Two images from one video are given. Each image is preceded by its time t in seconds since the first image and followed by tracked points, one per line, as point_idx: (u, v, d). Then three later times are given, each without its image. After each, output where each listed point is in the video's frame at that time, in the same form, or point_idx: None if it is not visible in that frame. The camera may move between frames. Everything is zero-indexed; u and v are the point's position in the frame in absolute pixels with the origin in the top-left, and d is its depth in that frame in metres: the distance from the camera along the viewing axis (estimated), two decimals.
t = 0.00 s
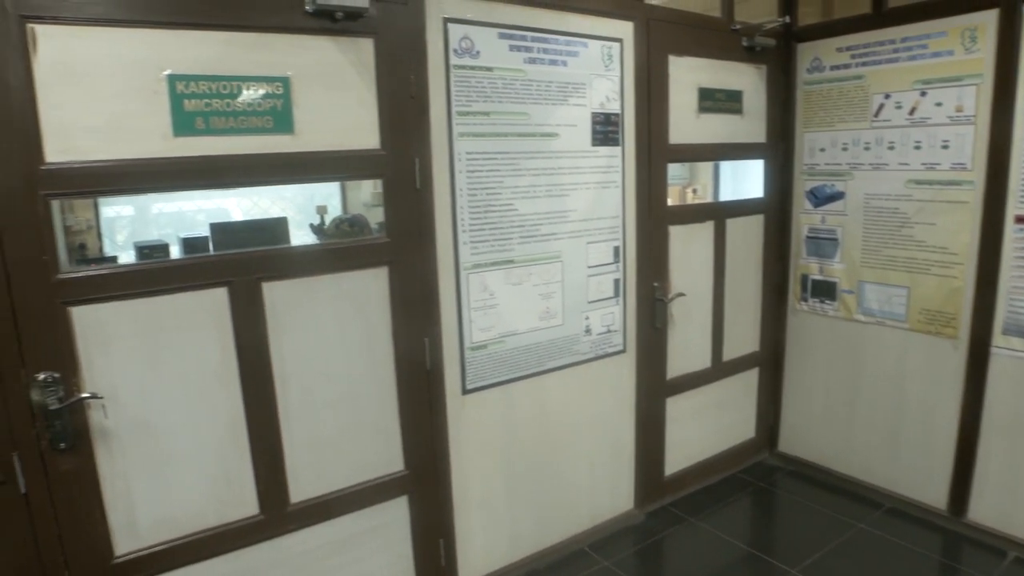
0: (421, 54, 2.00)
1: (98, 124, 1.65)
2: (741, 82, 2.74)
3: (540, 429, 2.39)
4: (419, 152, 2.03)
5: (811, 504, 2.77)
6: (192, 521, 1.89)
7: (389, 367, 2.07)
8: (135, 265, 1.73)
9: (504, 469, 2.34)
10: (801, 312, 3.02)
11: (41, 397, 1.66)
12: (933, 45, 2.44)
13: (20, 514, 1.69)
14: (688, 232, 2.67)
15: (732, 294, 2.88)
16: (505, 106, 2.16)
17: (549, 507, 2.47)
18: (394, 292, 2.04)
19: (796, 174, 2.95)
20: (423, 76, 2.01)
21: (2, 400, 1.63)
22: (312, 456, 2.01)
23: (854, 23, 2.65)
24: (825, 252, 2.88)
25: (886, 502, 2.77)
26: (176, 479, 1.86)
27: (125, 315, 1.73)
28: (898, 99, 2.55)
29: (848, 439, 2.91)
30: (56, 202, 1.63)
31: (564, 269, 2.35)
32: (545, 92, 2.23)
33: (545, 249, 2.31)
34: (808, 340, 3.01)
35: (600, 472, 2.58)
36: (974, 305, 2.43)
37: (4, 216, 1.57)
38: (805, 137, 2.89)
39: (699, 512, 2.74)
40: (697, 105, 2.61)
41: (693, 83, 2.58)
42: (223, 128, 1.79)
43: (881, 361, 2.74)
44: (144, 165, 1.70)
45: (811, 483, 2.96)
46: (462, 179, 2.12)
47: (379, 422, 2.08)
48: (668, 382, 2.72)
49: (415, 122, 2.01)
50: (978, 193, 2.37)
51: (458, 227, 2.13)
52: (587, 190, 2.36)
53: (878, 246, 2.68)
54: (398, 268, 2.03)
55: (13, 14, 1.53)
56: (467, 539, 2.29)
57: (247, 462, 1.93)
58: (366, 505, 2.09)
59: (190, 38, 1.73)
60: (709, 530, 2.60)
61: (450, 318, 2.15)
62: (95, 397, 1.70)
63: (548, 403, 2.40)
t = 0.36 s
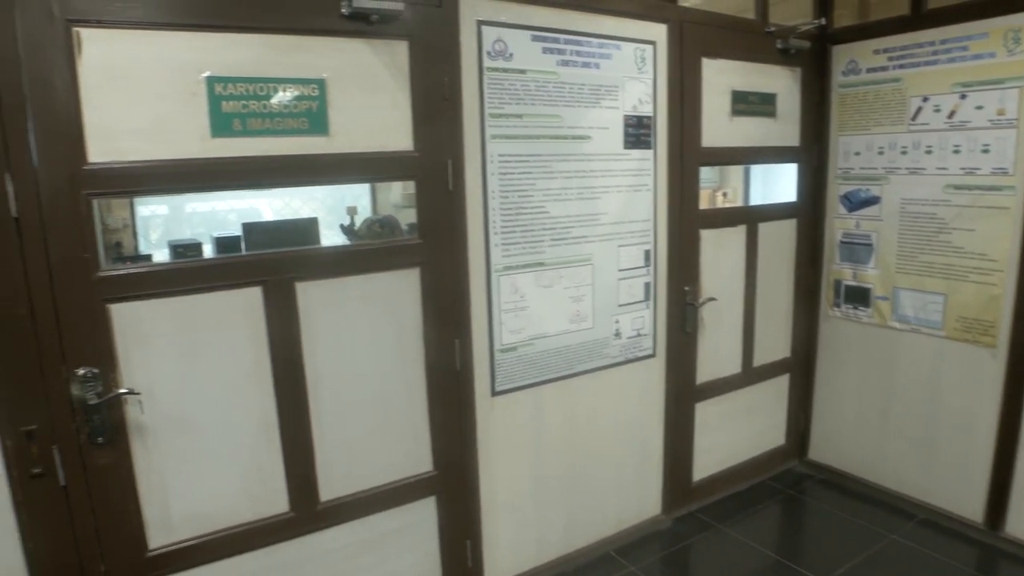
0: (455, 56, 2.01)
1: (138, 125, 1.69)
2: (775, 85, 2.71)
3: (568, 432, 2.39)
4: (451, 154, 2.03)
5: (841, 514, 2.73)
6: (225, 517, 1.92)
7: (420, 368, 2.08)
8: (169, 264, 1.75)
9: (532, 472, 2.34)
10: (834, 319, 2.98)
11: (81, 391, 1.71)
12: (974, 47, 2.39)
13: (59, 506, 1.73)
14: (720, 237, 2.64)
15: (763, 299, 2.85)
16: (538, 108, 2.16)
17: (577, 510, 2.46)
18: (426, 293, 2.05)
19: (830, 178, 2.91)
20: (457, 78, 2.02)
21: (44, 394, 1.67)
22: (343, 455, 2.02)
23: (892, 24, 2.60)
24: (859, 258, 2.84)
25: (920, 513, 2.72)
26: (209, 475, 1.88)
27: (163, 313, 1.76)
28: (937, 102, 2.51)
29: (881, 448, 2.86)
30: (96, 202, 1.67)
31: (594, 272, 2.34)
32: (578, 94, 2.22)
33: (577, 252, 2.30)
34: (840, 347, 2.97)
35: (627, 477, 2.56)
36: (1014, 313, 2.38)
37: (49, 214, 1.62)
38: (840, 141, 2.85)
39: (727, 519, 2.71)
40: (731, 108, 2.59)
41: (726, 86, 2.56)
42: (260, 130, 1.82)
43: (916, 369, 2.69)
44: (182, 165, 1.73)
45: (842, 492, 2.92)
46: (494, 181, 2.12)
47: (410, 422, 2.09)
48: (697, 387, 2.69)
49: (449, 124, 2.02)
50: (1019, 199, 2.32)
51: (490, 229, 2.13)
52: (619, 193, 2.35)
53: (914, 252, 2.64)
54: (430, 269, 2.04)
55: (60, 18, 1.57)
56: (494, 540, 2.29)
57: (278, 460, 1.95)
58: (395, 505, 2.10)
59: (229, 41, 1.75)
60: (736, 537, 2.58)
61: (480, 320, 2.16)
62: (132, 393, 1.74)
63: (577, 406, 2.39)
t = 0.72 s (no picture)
0: (495, 60, 2.02)
1: (185, 130, 1.72)
2: (817, 87, 2.67)
3: (605, 437, 2.37)
4: (491, 157, 2.04)
5: (883, 526, 2.67)
6: (265, 516, 1.94)
7: (457, 371, 2.08)
8: (210, 265, 1.78)
9: (568, 477, 2.32)
10: (876, 325, 2.92)
11: (127, 390, 1.74)
12: None
13: (105, 501, 1.77)
14: (760, 241, 2.61)
15: (803, 304, 2.80)
16: (577, 111, 2.16)
17: (612, 516, 2.44)
18: (464, 296, 2.05)
19: (873, 182, 2.86)
20: (496, 82, 2.03)
21: (93, 391, 1.72)
22: (381, 457, 2.04)
23: (939, 24, 2.54)
24: (903, 263, 2.78)
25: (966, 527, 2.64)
26: (250, 474, 1.91)
27: (207, 313, 1.80)
28: (986, 104, 2.44)
29: (925, 459, 2.79)
30: (144, 204, 1.71)
31: (633, 277, 2.33)
32: (617, 97, 2.21)
33: (615, 256, 2.29)
34: (883, 354, 2.90)
35: (662, 483, 2.54)
36: None
37: (99, 217, 1.66)
38: (884, 143, 2.80)
39: (764, 528, 2.67)
40: (771, 110, 2.55)
41: (767, 88, 2.52)
42: (303, 133, 1.84)
43: (962, 378, 2.62)
44: (225, 168, 1.76)
45: (883, 503, 2.85)
46: (533, 184, 2.12)
47: (448, 425, 2.10)
48: (735, 393, 2.66)
49: (489, 128, 2.03)
50: None
51: (529, 233, 2.13)
52: (658, 197, 2.33)
53: (961, 258, 2.57)
54: (468, 272, 2.05)
55: (112, 26, 1.62)
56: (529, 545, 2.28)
57: (317, 460, 1.97)
58: (432, 507, 2.10)
59: (275, 46, 1.78)
60: (774, 546, 2.53)
61: (518, 323, 2.15)
62: (176, 392, 1.77)
63: (613, 411, 2.37)
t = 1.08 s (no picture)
0: (534, 61, 2.02)
1: (228, 129, 1.75)
2: (860, 89, 2.62)
3: (639, 442, 2.36)
4: (529, 159, 2.04)
5: (923, 539, 2.61)
6: (302, 514, 1.96)
7: (493, 372, 2.08)
8: (247, 263, 1.80)
9: (602, 480, 2.31)
10: (917, 333, 2.86)
11: (169, 385, 1.77)
12: None
13: (147, 494, 1.81)
14: (799, 245, 2.57)
15: (842, 310, 2.75)
16: (616, 113, 2.15)
17: (645, 521, 2.42)
18: (500, 297, 2.05)
19: (917, 186, 2.80)
20: (535, 84, 2.03)
21: (137, 386, 1.76)
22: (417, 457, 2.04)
23: (989, 23, 2.47)
24: (948, 270, 2.71)
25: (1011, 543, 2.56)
26: (288, 471, 1.93)
27: (248, 311, 1.82)
28: None
29: (968, 471, 2.72)
30: (188, 203, 1.74)
31: (670, 280, 2.31)
32: (656, 99, 2.20)
33: (653, 259, 2.27)
34: (925, 363, 2.84)
35: (696, 489, 2.51)
36: None
37: (145, 215, 1.70)
38: (929, 147, 2.74)
39: (799, 537, 2.62)
40: (813, 113, 2.51)
41: (809, 90, 2.49)
42: (344, 134, 1.86)
43: (1008, 388, 2.55)
44: (266, 167, 1.79)
45: (924, 515, 2.79)
46: (571, 186, 2.11)
47: (483, 426, 2.10)
48: (772, 400, 2.62)
49: (528, 130, 2.03)
50: None
51: (566, 235, 2.12)
52: (697, 200, 2.31)
53: (1009, 265, 2.50)
54: (505, 274, 2.05)
55: (160, 27, 1.65)
56: (562, 548, 2.28)
57: (354, 459, 1.98)
58: (466, 508, 2.11)
59: (318, 48, 1.80)
60: (810, 556, 2.49)
61: (554, 325, 2.15)
62: (217, 388, 1.80)
63: (648, 415, 2.35)
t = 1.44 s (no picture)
0: (578, 59, 2.00)
1: (277, 128, 1.78)
2: (911, 85, 2.56)
3: (680, 444, 2.33)
4: (573, 157, 2.03)
5: (972, 549, 2.53)
6: (345, 508, 1.98)
7: (535, 371, 2.08)
8: (289, 260, 1.83)
9: (642, 482, 2.29)
10: (968, 337, 2.78)
11: (218, 379, 1.80)
12: None
13: (195, 485, 1.84)
14: (846, 246, 2.51)
15: (889, 313, 2.69)
16: (661, 111, 2.12)
17: (684, 524, 2.40)
18: (543, 296, 2.05)
19: (970, 186, 2.71)
20: (580, 82, 2.01)
21: (186, 379, 1.79)
22: (458, 454, 2.05)
23: None
24: (1001, 272, 2.63)
25: None
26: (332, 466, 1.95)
27: (294, 306, 1.84)
28: None
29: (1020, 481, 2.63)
30: (237, 200, 1.77)
31: (714, 281, 2.28)
32: (702, 97, 2.17)
33: (696, 259, 2.24)
34: (975, 368, 2.76)
35: (737, 493, 2.47)
36: None
37: (196, 211, 1.73)
38: (983, 145, 2.65)
39: (842, 545, 2.57)
40: (862, 111, 2.46)
41: (858, 87, 2.43)
42: (389, 132, 1.87)
43: None
44: (313, 165, 1.80)
45: (973, 525, 2.71)
46: (615, 185, 2.10)
47: (524, 424, 2.10)
48: (816, 403, 2.57)
49: (572, 128, 2.02)
50: None
51: (610, 234, 2.11)
52: (742, 199, 2.28)
53: None
54: (548, 273, 2.04)
55: (211, 27, 1.68)
56: (601, 549, 2.27)
57: (396, 455, 2.00)
58: (507, 506, 2.11)
59: (365, 46, 1.82)
60: (853, 564, 2.44)
61: (596, 325, 2.14)
62: (263, 383, 1.82)
63: (690, 417, 2.33)
